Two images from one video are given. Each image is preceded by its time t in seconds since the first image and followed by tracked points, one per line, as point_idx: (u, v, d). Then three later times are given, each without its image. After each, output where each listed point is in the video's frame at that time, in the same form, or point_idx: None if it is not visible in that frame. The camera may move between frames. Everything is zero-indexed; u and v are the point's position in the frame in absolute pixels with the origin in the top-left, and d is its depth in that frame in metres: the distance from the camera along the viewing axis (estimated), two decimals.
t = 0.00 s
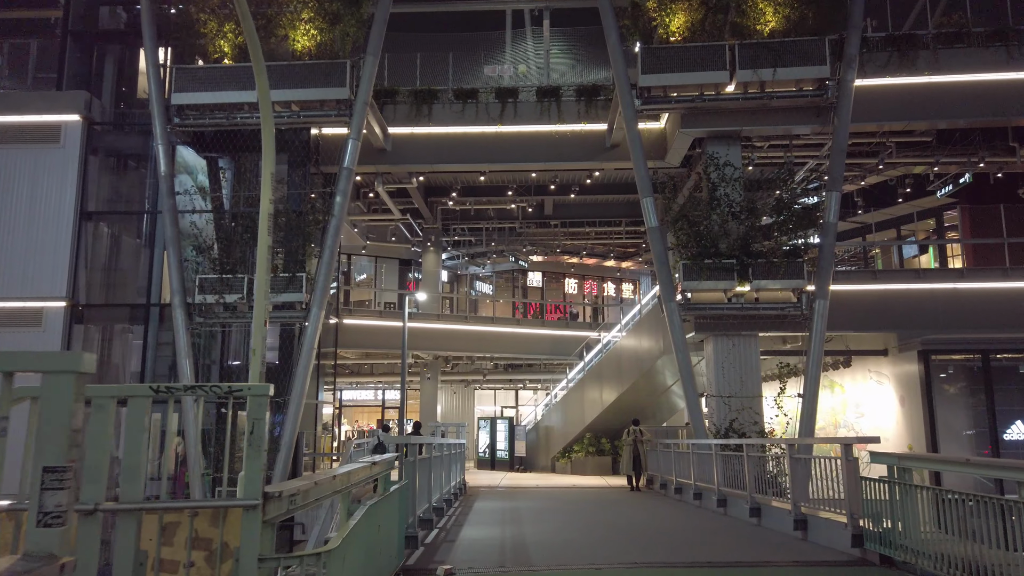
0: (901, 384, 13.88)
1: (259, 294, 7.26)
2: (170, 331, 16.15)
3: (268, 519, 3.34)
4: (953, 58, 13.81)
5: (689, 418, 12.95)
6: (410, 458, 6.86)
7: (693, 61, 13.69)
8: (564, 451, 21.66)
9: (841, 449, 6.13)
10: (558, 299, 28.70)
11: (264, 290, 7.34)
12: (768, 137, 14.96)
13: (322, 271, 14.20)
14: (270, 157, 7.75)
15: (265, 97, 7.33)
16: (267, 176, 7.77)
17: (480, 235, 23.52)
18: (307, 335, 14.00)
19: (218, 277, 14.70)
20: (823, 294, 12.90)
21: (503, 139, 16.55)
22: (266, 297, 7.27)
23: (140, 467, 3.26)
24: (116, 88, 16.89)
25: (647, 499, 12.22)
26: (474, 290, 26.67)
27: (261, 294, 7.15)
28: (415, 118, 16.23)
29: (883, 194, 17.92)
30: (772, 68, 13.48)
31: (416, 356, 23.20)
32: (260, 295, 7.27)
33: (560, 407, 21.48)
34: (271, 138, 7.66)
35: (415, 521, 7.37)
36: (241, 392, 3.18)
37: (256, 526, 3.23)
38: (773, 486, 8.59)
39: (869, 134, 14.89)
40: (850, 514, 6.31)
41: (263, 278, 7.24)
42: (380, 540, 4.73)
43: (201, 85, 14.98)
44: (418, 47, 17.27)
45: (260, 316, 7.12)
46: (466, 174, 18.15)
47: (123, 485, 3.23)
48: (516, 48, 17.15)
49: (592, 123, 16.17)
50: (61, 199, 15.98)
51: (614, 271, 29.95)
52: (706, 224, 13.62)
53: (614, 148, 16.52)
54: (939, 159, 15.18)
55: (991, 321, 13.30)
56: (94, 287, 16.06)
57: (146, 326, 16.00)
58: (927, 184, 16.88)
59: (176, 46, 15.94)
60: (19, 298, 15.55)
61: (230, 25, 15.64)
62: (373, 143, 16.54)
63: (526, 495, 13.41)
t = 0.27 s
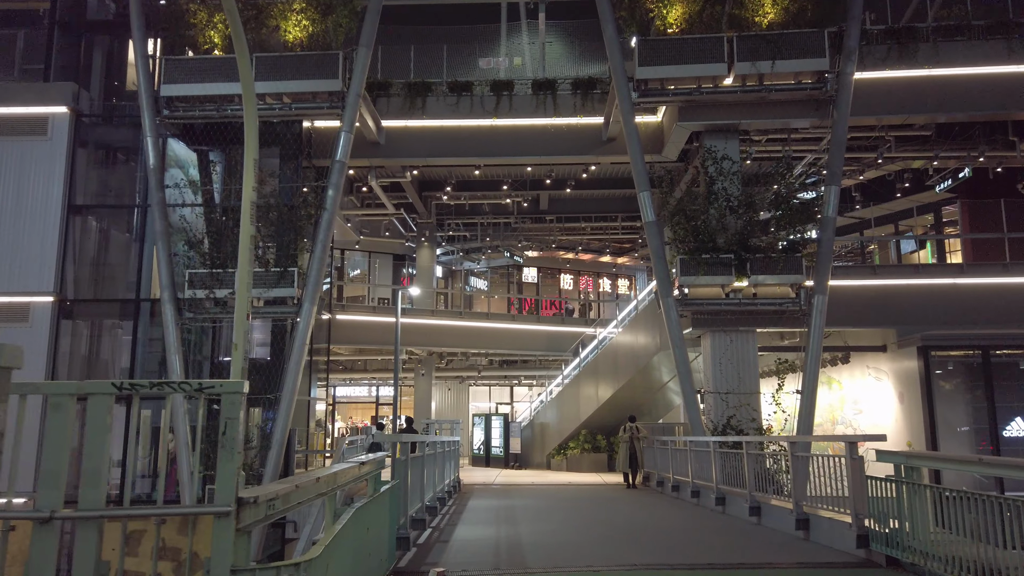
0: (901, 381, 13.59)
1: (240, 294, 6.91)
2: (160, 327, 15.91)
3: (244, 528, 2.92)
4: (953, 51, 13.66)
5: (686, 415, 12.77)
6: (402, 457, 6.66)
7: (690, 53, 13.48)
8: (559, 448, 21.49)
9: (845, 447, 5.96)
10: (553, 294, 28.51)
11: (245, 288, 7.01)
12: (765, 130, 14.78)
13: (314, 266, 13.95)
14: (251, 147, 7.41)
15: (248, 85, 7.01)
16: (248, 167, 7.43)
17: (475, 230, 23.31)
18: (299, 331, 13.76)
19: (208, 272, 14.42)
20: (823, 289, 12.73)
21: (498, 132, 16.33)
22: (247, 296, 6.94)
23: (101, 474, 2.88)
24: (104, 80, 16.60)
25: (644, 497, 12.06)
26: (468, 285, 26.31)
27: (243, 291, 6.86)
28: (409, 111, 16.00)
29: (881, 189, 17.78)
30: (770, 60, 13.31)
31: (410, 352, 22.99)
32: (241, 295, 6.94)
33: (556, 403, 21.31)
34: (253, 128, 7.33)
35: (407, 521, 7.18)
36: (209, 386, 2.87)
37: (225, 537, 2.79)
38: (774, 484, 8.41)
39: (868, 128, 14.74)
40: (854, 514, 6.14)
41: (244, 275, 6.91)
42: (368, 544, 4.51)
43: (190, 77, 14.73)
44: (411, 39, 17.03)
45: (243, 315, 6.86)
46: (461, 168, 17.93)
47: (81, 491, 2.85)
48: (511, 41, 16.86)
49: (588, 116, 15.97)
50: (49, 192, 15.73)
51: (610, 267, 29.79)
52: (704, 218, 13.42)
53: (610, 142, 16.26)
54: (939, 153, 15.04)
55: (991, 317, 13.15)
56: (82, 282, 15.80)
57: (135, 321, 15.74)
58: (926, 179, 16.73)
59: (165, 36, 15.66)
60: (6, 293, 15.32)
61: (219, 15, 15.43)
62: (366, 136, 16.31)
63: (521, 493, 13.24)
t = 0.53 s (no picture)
0: (901, 377, 13.47)
1: (218, 292, 6.53)
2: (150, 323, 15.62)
3: (212, 532, 2.64)
4: (955, 43, 13.48)
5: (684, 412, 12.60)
6: (394, 454, 6.44)
7: (689, 45, 13.29)
8: (556, 446, 21.29)
9: (852, 444, 5.78)
10: (550, 291, 28.30)
11: (225, 285, 6.60)
12: (765, 124, 14.60)
13: (306, 261, 13.72)
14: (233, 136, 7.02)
15: (229, 72, 6.66)
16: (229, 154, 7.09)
17: (471, 226, 23.08)
18: (291, 326, 13.53)
19: (199, 266, 14.18)
20: (823, 284, 12.56)
21: (494, 126, 16.08)
22: (226, 294, 6.56)
23: (50, 467, 2.63)
24: (93, 71, 16.29)
25: (642, 496, 11.87)
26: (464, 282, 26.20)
27: (225, 286, 6.53)
28: (404, 104, 15.76)
29: (881, 185, 17.62)
30: (770, 52, 13.11)
31: (404, 349, 22.75)
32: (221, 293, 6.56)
33: (552, 401, 21.12)
34: (235, 117, 6.96)
35: (399, 521, 6.97)
36: (177, 377, 2.61)
37: (191, 541, 2.53)
38: (776, 482, 8.22)
39: (868, 121, 14.59)
40: (862, 513, 5.95)
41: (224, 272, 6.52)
42: (357, 546, 4.30)
43: (181, 68, 14.47)
44: (406, 31, 16.77)
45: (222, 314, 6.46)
46: (456, 162, 17.69)
47: (31, 487, 2.61)
48: (507, 34, 16.63)
49: (586, 109, 15.75)
50: (36, 185, 15.45)
51: (607, 264, 29.61)
52: (702, 212, 13.23)
53: (607, 135, 16.04)
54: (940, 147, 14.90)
55: (993, 312, 12.99)
56: (70, 277, 15.53)
57: (124, 317, 15.46)
58: (926, 174, 16.58)
59: (156, 28, 15.38)
60: None
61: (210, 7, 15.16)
62: (360, 129, 16.06)
63: (516, 491, 13.06)
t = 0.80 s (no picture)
0: (900, 375, 13.30)
1: (195, 285, 6.32)
2: (137, 320, 15.34)
3: (180, 548, 1.97)
4: (955, 37, 13.33)
5: (680, 410, 12.45)
6: (385, 455, 6.21)
7: (687, 39, 13.10)
8: (550, 444, 21.11)
9: (857, 444, 5.61)
10: (544, 288, 28.12)
11: (202, 279, 6.41)
12: (762, 119, 14.44)
13: (297, 256, 13.48)
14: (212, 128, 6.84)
15: (209, 63, 6.44)
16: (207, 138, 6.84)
17: (465, 222, 22.88)
18: (281, 323, 13.28)
19: (187, 262, 13.87)
20: (821, 281, 12.41)
21: (488, 120, 15.85)
22: (203, 288, 6.35)
23: None
24: (80, 64, 15.99)
25: (638, 495, 11.70)
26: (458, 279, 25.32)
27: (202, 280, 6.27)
28: (397, 97, 15.51)
29: (878, 181, 17.51)
30: (769, 46, 12.94)
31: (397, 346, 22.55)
32: (197, 287, 6.32)
33: (546, 399, 20.94)
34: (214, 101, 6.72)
35: (390, 523, 6.76)
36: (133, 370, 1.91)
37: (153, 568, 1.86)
38: (776, 482, 8.06)
39: (867, 117, 14.46)
40: (867, 515, 5.80)
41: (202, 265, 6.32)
42: (342, 553, 4.09)
43: (169, 59, 14.21)
44: (399, 24, 16.51)
45: (198, 309, 6.23)
46: (450, 157, 17.46)
47: None
48: (502, 29, 16.41)
49: (581, 104, 15.54)
50: (21, 179, 15.17)
51: (602, 261, 29.42)
52: (700, 208, 13.06)
53: (604, 130, 15.85)
54: (938, 143, 14.80)
55: (992, 309, 12.86)
56: (56, 273, 15.25)
57: (111, 313, 15.17)
58: (924, 170, 16.47)
59: (144, 19, 15.08)
60: None
61: None
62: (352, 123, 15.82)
63: (511, 490, 12.88)
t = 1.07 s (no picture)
0: (898, 370, 13.23)
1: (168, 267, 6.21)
2: (124, 314, 15.03)
3: (128, 555, 1.75)
4: (955, 28, 13.15)
5: (676, 405, 12.25)
6: (372, 451, 6.00)
7: (683, 28, 12.88)
8: (544, 440, 20.92)
9: (862, 439, 5.43)
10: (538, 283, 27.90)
11: (174, 264, 6.31)
12: (760, 111, 14.25)
13: (287, 248, 13.24)
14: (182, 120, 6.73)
15: (186, 49, 6.46)
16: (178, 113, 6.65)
17: (458, 216, 22.64)
18: (271, 317, 13.03)
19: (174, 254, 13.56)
20: (820, 274, 12.24)
21: (482, 112, 15.60)
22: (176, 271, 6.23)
23: None
24: (66, 53, 15.63)
25: (634, 492, 11.51)
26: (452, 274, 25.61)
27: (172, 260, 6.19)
28: (389, 88, 15.25)
29: (876, 174, 17.35)
30: (766, 36, 12.73)
31: (390, 341, 22.31)
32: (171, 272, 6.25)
33: (540, 394, 20.78)
34: (185, 74, 6.54)
35: (378, 522, 6.53)
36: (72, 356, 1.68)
37: None
38: (776, 478, 7.88)
39: (865, 109, 14.30)
40: (872, 513, 5.62)
41: (173, 250, 6.22)
42: (325, 555, 3.87)
43: (157, 48, 13.93)
44: (392, 13, 16.24)
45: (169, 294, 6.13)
46: (443, 149, 17.23)
47: None
48: (495, 20, 16.15)
49: (577, 95, 15.30)
50: (5, 170, 14.83)
51: (597, 256, 29.22)
52: (697, 200, 12.87)
53: (599, 122, 15.61)
54: (938, 135, 14.65)
55: (992, 304, 12.71)
56: (42, 266, 14.94)
57: (99, 307, 14.88)
58: (923, 163, 16.32)
59: (131, 7, 14.75)
60: None
61: None
62: (343, 114, 15.55)
63: (504, 487, 12.70)
